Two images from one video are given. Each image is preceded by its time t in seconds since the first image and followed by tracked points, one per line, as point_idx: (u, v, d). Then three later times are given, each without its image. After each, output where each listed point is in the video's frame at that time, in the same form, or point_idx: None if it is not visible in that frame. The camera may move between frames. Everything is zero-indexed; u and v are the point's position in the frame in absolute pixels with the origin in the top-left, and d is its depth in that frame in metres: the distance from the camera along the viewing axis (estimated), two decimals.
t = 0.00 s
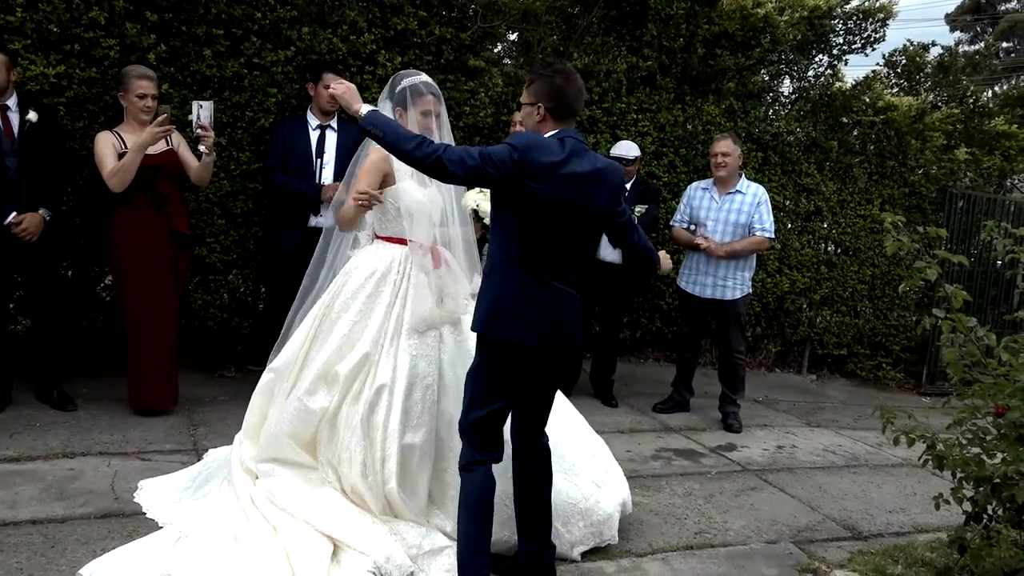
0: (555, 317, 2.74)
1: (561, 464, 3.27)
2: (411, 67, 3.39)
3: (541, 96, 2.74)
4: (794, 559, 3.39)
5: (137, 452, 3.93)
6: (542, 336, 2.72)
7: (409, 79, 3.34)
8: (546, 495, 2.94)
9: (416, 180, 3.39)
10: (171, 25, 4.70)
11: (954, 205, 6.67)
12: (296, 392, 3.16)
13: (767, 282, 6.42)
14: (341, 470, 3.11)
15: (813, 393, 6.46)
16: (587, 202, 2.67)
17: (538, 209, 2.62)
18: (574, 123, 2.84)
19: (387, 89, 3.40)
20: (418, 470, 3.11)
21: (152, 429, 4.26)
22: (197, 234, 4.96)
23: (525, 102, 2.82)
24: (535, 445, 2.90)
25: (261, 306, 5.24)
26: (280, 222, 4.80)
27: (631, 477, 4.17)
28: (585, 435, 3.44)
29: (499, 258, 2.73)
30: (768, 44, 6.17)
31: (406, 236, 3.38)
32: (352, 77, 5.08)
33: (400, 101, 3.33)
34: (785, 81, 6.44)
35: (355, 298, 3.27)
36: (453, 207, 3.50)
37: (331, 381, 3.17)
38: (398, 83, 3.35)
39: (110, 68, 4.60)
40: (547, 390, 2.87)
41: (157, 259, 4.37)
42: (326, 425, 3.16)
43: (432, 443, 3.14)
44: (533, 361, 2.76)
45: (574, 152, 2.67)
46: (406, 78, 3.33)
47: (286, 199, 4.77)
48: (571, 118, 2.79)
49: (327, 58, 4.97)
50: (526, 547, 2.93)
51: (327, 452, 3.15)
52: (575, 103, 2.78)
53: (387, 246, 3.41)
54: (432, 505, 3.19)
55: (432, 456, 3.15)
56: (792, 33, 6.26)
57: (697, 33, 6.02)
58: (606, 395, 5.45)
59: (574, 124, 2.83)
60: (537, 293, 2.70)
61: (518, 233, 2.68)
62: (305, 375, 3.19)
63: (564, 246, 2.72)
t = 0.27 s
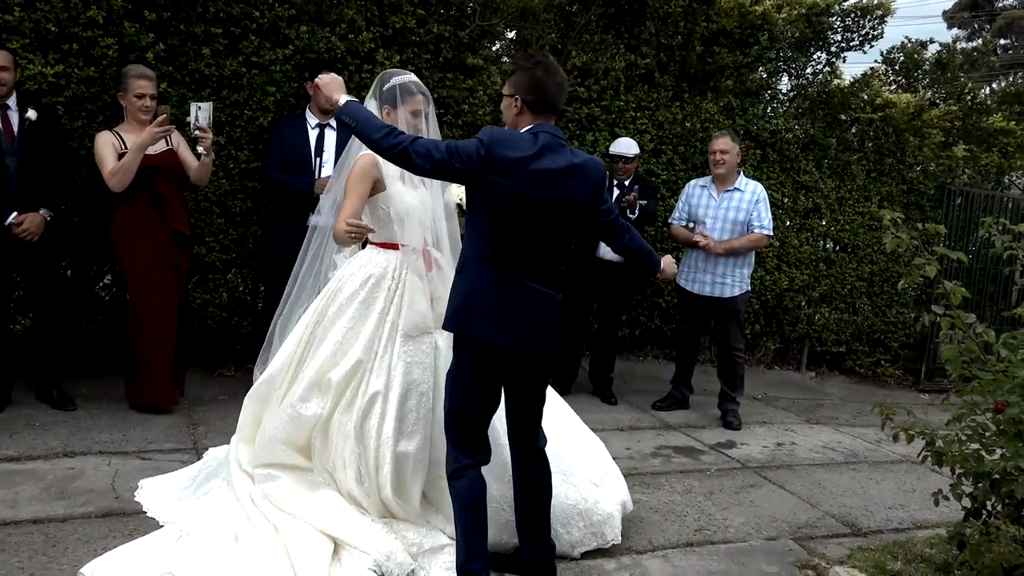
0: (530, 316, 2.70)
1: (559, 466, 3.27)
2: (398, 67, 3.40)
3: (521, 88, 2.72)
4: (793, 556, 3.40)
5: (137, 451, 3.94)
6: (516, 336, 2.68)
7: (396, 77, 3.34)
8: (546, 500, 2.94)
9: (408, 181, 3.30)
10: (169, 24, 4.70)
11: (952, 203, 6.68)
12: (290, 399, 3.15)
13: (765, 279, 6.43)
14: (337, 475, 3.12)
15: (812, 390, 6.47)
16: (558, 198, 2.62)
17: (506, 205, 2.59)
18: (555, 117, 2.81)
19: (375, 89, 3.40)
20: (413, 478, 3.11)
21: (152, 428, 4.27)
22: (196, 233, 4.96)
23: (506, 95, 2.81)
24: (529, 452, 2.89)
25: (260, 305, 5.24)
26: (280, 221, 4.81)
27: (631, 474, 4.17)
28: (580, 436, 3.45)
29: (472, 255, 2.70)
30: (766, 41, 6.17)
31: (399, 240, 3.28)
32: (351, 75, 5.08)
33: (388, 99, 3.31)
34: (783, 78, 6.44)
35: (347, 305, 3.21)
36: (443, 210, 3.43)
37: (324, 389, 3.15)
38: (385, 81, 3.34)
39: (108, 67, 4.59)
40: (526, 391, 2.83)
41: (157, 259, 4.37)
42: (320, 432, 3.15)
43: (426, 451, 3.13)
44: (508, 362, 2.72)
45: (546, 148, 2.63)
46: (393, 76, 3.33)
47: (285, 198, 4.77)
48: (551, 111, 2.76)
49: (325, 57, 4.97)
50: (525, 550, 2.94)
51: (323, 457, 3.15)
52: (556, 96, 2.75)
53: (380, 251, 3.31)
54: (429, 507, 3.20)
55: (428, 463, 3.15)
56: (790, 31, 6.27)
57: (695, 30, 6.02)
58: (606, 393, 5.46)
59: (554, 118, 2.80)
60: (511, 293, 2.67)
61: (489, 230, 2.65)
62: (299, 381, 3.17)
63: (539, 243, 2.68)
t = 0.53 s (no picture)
0: (519, 315, 2.60)
1: (565, 469, 3.25)
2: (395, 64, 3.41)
3: (496, 75, 2.61)
4: (797, 554, 3.40)
5: (140, 452, 3.94)
6: (506, 336, 2.59)
7: (392, 74, 3.35)
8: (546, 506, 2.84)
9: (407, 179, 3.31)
10: (171, 25, 4.71)
11: (953, 201, 6.74)
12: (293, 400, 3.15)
13: (767, 278, 6.43)
14: (341, 476, 3.12)
15: (814, 389, 6.47)
16: (535, 190, 2.52)
17: (482, 204, 2.51)
18: (537, 105, 2.64)
19: (371, 87, 3.40)
20: (416, 480, 3.11)
21: (155, 428, 4.27)
22: (198, 234, 4.97)
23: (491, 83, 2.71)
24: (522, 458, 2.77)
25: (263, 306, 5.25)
26: (282, 222, 4.81)
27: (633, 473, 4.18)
28: (587, 438, 3.44)
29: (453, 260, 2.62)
30: (766, 40, 6.17)
31: (399, 238, 3.27)
32: (352, 76, 5.09)
33: (386, 96, 3.32)
34: (783, 77, 6.44)
35: (352, 306, 3.23)
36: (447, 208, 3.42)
37: (328, 390, 3.16)
38: (381, 79, 3.35)
39: (109, 68, 4.60)
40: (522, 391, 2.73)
41: (155, 260, 4.40)
42: (322, 433, 3.16)
43: (430, 452, 3.14)
44: (500, 363, 2.63)
45: (519, 138, 2.52)
46: (389, 73, 3.34)
47: (287, 198, 4.77)
48: (531, 98, 2.60)
49: (326, 58, 4.97)
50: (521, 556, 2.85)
51: (326, 458, 3.16)
52: (534, 82, 2.59)
53: (383, 251, 3.32)
54: (433, 507, 3.20)
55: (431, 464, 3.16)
56: (791, 30, 6.27)
57: (696, 30, 6.02)
58: (608, 392, 5.46)
59: (535, 106, 2.63)
60: (497, 292, 2.58)
61: (468, 233, 2.57)
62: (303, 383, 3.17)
63: (522, 238, 2.58)
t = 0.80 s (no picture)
0: (531, 322, 2.55)
1: (574, 480, 3.21)
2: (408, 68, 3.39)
3: (493, 72, 2.57)
4: (805, 556, 3.39)
5: (148, 451, 3.95)
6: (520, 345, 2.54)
7: (404, 80, 3.34)
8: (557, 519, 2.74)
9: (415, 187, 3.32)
10: (179, 26, 4.72)
11: (961, 202, 6.73)
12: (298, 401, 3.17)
13: (774, 279, 6.41)
14: (345, 476, 3.13)
15: (821, 390, 6.46)
16: (539, 195, 2.46)
17: (487, 214, 2.45)
18: (536, 102, 2.59)
19: (383, 92, 3.41)
20: (418, 485, 3.08)
21: (163, 428, 4.28)
22: (206, 234, 4.98)
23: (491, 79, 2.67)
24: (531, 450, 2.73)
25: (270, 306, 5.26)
26: (289, 222, 4.82)
27: (640, 474, 4.17)
28: (596, 450, 3.40)
29: (463, 274, 2.58)
30: (774, 41, 6.16)
31: (404, 245, 3.30)
32: (360, 76, 5.09)
33: (396, 104, 3.32)
34: (791, 77, 6.43)
35: (358, 309, 3.22)
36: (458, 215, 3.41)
37: (333, 392, 3.15)
38: (393, 84, 3.35)
39: (118, 69, 4.61)
40: (536, 397, 2.69)
41: (155, 258, 4.42)
42: (327, 435, 3.17)
43: (434, 458, 3.09)
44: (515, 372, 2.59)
45: (517, 140, 2.46)
46: (400, 79, 3.33)
47: (294, 198, 4.78)
48: (530, 95, 2.56)
49: (334, 58, 4.98)
50: (533, 572, 2.73)
51: (331, 459, 3.17)
52: (530, 79, 2.54)
53: (390, 257, 3.34)
54: (439, 510, 3.18)
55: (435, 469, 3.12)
56: (799, 30, 6.25)
57: (704, 30, 6.01)
58: (615, 393, 5.45)
59: (534, 102, 2.59)
60: (507, 301, 2.53)
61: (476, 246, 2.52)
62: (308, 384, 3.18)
63: (529, 244, 2.53)
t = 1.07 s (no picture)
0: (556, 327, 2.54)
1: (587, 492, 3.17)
2: (430, 71, 3.55)
3: (507, 74, 2.61)
4: (815, 558, 3.38)
5: (158, 450, 3.97)
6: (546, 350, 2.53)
7: (427, 81, 3.49)
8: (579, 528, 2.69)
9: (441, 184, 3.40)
10: (190, 26, 4.73)
11: (973, 202, 6.70)
12: (315, 393, 3.18)
13: (784, 280, 6.39)
14: (357, 473, 3.15)
15: (831, 392, 6.43)
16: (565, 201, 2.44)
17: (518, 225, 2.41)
18: (553, 100, 2.60)
19: (407, 94, 3.55)
20: (428, 480, 3.08)
21: (173, 427, 4.30)
22: (216, 233, 5.00)
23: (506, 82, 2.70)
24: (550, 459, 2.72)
25: (279, 305, 5.27)
26: (298, 222, 4.82)
27: (649, 475, 4.16)
28: (614, 463, 3.33)
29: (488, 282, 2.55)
30: (785, 41, 6.14)
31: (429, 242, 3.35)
32: (369, 76, 5.10)
33: (419, 104, 3.47)
34: (801, 77, 6.41)
35: (378, 305, 3.27)
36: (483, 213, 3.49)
37: (350, 385, 3.17)
38: (416, 86, 3.49)
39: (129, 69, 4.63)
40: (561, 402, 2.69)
41: (160, 256, 4.44)
42: (342, 429, 3.19)
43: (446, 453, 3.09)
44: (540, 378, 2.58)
45: (541, 147, 2.44)
46: (423, 81, 3.48)
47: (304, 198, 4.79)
48: (546, 93, 2.57)
49: (344, 58, 4.99)
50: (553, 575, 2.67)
51: (344, 454, 3.19)
52: (545, 78, 2.56)
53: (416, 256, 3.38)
54: (448, 508, 3.18)
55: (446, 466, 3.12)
56: (809, 30, 6.23)
57: (714, 30, 5.99)
58: (623, 394, 5.44)
59: (551, 99, 2.60)
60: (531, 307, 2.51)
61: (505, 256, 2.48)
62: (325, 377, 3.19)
63: (555, 249, 2.50)
